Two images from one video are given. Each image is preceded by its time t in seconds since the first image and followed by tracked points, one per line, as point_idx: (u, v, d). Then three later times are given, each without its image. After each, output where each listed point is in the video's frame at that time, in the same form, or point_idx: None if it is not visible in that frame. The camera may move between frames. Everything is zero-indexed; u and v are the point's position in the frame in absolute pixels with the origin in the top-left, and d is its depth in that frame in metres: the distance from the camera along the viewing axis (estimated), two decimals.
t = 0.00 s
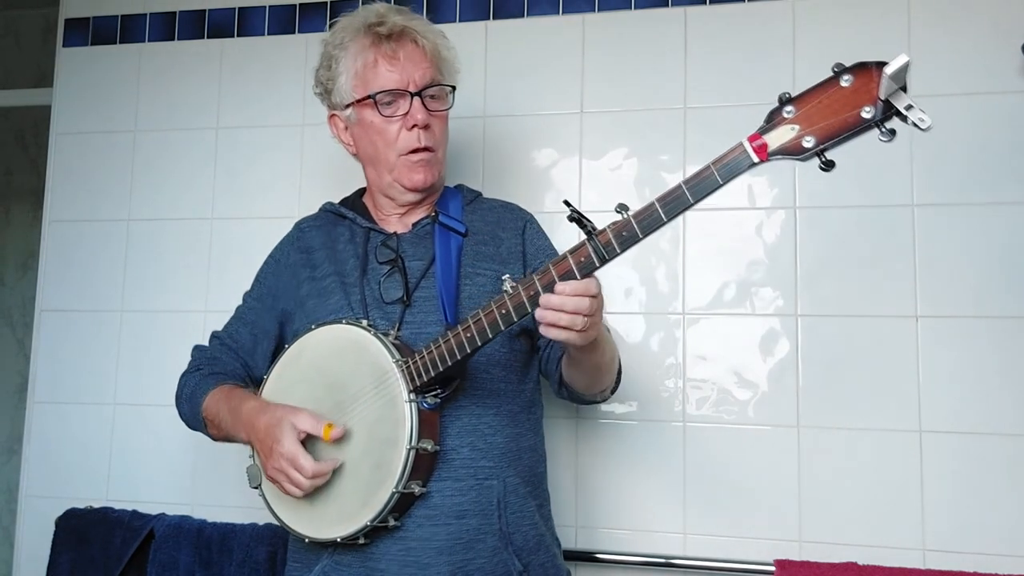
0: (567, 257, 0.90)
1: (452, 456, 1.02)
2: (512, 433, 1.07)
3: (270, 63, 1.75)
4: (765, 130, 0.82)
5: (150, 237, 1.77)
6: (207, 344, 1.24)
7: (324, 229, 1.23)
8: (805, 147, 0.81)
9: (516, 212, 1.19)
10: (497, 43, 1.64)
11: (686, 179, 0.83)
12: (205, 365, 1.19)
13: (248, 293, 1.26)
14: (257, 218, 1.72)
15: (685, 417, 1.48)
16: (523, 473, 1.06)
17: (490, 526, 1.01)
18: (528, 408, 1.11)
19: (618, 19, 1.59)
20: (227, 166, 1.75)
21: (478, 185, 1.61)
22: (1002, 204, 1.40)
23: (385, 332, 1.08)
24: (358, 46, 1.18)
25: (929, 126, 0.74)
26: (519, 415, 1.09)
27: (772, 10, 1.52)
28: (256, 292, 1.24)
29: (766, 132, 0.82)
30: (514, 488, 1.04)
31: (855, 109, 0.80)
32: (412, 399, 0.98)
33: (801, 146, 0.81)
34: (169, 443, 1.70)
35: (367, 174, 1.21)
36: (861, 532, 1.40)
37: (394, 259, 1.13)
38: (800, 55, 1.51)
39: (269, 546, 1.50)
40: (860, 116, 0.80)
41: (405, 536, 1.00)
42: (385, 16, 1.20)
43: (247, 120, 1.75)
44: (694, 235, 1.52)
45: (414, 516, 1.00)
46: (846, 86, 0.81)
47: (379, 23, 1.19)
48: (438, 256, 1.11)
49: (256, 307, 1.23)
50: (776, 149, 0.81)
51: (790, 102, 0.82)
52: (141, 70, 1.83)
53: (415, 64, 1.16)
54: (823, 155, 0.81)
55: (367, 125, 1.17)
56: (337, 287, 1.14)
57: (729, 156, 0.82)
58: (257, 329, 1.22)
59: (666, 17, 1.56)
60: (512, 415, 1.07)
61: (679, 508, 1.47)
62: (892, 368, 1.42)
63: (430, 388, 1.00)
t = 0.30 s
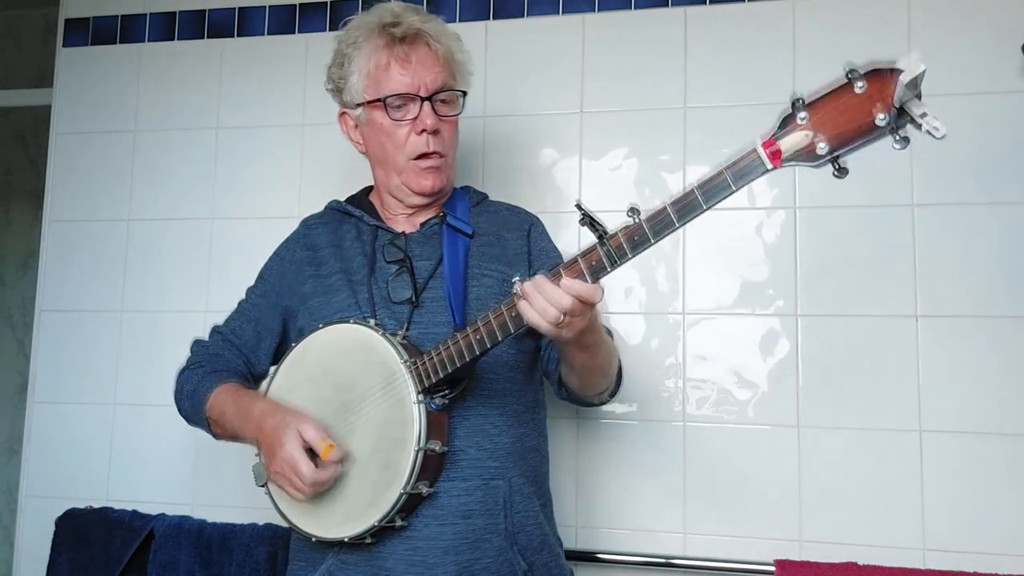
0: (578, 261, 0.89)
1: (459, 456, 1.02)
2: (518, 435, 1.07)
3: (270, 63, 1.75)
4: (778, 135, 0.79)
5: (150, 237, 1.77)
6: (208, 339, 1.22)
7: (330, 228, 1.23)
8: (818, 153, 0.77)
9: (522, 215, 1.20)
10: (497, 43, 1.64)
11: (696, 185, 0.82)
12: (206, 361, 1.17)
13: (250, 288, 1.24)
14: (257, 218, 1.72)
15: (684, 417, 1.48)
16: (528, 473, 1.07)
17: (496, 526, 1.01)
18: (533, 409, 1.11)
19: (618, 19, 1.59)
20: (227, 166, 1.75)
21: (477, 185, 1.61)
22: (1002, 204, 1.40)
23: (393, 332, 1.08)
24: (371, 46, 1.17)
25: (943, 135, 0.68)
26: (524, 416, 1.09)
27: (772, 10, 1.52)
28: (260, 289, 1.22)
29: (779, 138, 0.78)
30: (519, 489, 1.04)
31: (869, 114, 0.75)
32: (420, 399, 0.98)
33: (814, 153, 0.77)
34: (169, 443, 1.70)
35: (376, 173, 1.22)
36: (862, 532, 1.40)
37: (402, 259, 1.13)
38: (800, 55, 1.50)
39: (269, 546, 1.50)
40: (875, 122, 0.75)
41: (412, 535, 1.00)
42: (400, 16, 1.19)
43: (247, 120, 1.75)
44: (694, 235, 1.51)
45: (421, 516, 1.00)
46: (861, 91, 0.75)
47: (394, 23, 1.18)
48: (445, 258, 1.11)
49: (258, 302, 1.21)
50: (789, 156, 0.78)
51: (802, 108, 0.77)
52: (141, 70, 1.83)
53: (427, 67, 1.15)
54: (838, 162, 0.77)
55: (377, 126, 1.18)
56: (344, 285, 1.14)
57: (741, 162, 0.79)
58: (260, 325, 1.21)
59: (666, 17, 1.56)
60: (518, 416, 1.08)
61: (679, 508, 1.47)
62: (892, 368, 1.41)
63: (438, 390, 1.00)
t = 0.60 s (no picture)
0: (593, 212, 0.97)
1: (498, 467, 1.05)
2: (554, 446, 1.08)
3: (270, 63, 1.75)
4: (757, 47, 0.86)
5: (150, 237, 1.77)
6: (243, 336, 1.20)
7: (369, 234, 1.22)
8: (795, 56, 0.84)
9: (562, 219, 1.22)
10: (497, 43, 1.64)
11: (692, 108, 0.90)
12: (242, 357, 1.16)
13: (284, 293, 1.22)
14: (257, 218, 1.72)
15: (685, 417, 1.48)
16: (562, 486, 1.08)
17: (528, 537, 1.03)
18: (569, 422, 1.13)
19: (618, 19, 1.59)
20: (227, 166, 1.75)
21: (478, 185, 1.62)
22: (1002, 204, 1.40)
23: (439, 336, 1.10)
24: (416, 45, 1.17)
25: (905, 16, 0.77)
26: (561, 429, 1.11)
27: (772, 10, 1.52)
28: (295, 292, 1.21)
29: (758, 49, 0.86)
30: (552, 502, 1.06)
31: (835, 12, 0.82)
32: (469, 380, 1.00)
33: (792, 57, 0.84)
34: (170, 443, 1.70)
35: (418, 172, 1.22)
36: (861, 532, 1.40)
37: (446, 265, 1.14)
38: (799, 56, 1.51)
39: (271, 547, 1.50)
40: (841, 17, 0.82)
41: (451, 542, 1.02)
42: (446, 15, 1.18)
43: (247, 120, 1.75)
44: (694, 235, 1.51)
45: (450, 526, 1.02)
46: None
47: (440, 21, 1.18)
48: (493, 240, 1.15)
49: (294, 307, 1.20)
50: (770, 63, 0.86)
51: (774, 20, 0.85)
52: (141, 70, 1.83)
53: (472, 67, 1.14)
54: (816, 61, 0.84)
55: (419, 123, 1.18)
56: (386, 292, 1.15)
57: (728, 79, 0.88)
58: (294, 329, 1.19)
59: (666, 17, 1.57)
60: (554, 429, 1.09)
61: (681, 508, 1.47)
62: (892, 368, 1.42)
63: (483, 369, 1.04)
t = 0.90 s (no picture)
0: (614, 249, 0.93)
1: (534, 473, 1.04)
2: (597, 453, 1.06)
3: (270, 63, 1.75)
4: (784, 95, 0.82)
5: (151, 237, 1.77)
6: (321, 350, 1.27)
7: (428, 239, 1.22)
8: (827, 104, 0.81)
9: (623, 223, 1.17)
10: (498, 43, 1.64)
11: (714, 155, 0.85)
12: (320, 370, 1.24)
13: (356, 302, 1.27)
14: (258, 218, 1.72)
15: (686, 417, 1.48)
16: (605, 492, 1.05)
17: (568, 543, 1.01)
18: (615, 427, 1.09)
19: (619, 19, 1.59)
20: (227, 166, 1.75)
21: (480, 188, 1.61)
22: (1003, 204, 1.40)
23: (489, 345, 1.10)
24: (469, 50, 1.19)
25: (951, 62, 0.71)
26: (604, 435, 1.08)
27: (773, 11, 1.52)
28: (364, 302, 1.25)
29: (785, 98, 0.82)
30: (593, 509, 1.03)
31: (874, 56, 0.78)
32: (496, 403, 0.99)
33: (821, 105, 0.81)
34: (170, 443, 1.70)
35: (472, 174, 1.24)
36: (861, 532, 1.40)
37: (496, 273, 1.14)
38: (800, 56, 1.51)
39: (271, 547, 1.50)
40: (881, 63, 0.78)
41: (488, 546, 1.03)
42: (500, 21, 1.20)
43: (247, 120, 1.75)
44: (694, 235, 1.52)
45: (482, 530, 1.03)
46: (861, 35, 0.79)
47: (494, 27, 1.19)
48: (538, 251, 1.13)
49: (364, 318, 1.24)
50: (795, 112, 0.81)
51: (807, 63, 0.82)
52: (141, 70, 1.83)
53: (521, 72, 1.15)
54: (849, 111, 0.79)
55: (469, 126, 1.20)
56: (440, 298, 1.15)
57: (752, 126, 0.83)
58: (364, 340, 1.23)
59: (666, 17, 1.56)
60: (596, 435, 1.07)
61: (682, 508, 1.47)
62: (893, 368, 1.42)
63: (514, 391, 1.01)
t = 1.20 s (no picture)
0: (597, 265, 0.92)
1: (528, 473, 1.04)
2: (593, 452, 1.06)
3: (270, 63, 1.75)
4: (760, 119, 0.81)
5: (150, 236, 1.77)
6: (332, 346, 1.31)
7: (432, 240, 1.24)
8: (801, 129, 0.80)
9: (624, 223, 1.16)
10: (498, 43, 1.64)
11: (692, 176, 0.85)
12: (328, 365, 1.28)
13: (365, 299, 1.29)
14: (258, 218, 1.71)
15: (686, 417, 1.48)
16: (602, 492, 1.05)
17: (562, 541, 1.02)
18: (615, 427, 1.09)
19: (619, 19, 1.59)
20: (226, 165, 1.75)
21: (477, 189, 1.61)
22: (1003, 204, 1.40)
23: (485, 346, 1.10)
24: (462, 56, 1.21)
25: (924, 91, 0.70)
26: (602, 435, 1.07)
27: (773, 11, 1.52)
28: (372, 301, 1.27)
29: (759, 122, 0.81)
30: (588, 508, 1.03)
31: (849, 82, 0.78)
32: (488, 408, 0.99)
33: (796, 130, 0.80)
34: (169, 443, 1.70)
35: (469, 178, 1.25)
36: (861, 532, 1.40)
37: (494, 274, 1.14)
38: (800, 55, 1.51)
39: (270, 547, 1.50)
40: (856, 89, 0.77)
41: (483, 540, 1.04)
42: (493, 27, 1.21)
43: (247, 120, 1.75)
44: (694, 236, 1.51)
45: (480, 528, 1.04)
46: (837, 60, 0.78)
47: (486, 34, 1.20)
48: (534, 253, 1.13)
49: (372, 315, 1.26)
50: (769, 137, 0.81)
51: (783, 88, 0.81)
52: (140, 70, 1.82)
53: (513, 76, 1.16)
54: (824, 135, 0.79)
55: (464, 131, 1.21)
56: (442, 299, 1.16)
57: (727, 150, 0.83)
58: (371, 337, 1.27)
59: (666, 17, 1.56)
60: (593, 435, 1.07)
61: (681, 508, 1.46)
62: (893, 369, 1.41)
63: (506, 395, 1.01)
